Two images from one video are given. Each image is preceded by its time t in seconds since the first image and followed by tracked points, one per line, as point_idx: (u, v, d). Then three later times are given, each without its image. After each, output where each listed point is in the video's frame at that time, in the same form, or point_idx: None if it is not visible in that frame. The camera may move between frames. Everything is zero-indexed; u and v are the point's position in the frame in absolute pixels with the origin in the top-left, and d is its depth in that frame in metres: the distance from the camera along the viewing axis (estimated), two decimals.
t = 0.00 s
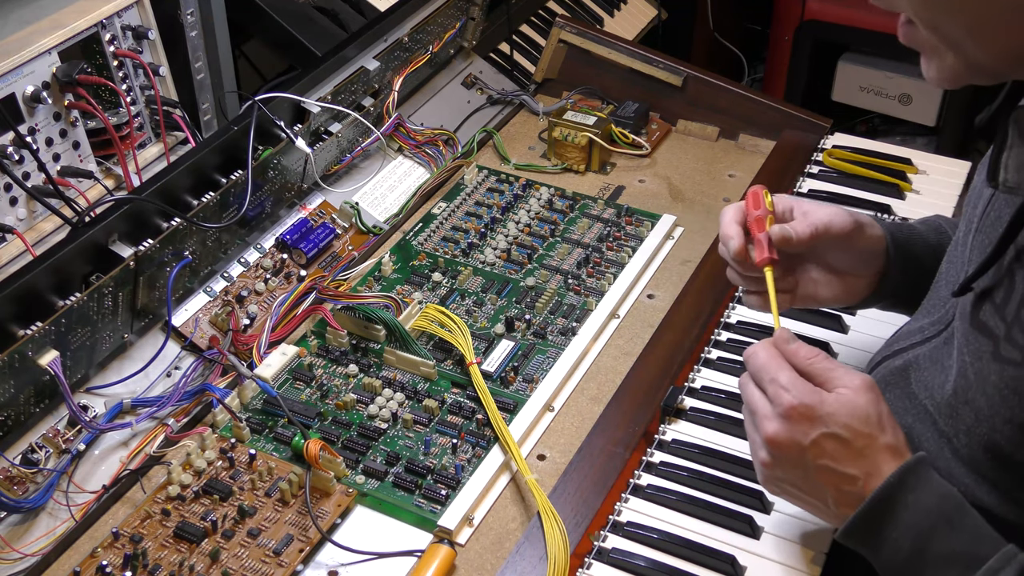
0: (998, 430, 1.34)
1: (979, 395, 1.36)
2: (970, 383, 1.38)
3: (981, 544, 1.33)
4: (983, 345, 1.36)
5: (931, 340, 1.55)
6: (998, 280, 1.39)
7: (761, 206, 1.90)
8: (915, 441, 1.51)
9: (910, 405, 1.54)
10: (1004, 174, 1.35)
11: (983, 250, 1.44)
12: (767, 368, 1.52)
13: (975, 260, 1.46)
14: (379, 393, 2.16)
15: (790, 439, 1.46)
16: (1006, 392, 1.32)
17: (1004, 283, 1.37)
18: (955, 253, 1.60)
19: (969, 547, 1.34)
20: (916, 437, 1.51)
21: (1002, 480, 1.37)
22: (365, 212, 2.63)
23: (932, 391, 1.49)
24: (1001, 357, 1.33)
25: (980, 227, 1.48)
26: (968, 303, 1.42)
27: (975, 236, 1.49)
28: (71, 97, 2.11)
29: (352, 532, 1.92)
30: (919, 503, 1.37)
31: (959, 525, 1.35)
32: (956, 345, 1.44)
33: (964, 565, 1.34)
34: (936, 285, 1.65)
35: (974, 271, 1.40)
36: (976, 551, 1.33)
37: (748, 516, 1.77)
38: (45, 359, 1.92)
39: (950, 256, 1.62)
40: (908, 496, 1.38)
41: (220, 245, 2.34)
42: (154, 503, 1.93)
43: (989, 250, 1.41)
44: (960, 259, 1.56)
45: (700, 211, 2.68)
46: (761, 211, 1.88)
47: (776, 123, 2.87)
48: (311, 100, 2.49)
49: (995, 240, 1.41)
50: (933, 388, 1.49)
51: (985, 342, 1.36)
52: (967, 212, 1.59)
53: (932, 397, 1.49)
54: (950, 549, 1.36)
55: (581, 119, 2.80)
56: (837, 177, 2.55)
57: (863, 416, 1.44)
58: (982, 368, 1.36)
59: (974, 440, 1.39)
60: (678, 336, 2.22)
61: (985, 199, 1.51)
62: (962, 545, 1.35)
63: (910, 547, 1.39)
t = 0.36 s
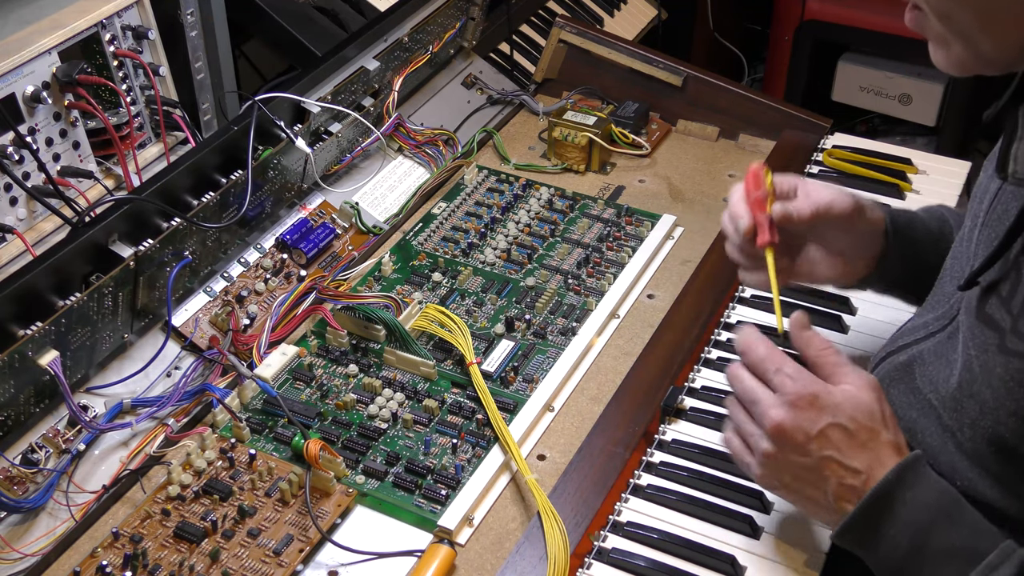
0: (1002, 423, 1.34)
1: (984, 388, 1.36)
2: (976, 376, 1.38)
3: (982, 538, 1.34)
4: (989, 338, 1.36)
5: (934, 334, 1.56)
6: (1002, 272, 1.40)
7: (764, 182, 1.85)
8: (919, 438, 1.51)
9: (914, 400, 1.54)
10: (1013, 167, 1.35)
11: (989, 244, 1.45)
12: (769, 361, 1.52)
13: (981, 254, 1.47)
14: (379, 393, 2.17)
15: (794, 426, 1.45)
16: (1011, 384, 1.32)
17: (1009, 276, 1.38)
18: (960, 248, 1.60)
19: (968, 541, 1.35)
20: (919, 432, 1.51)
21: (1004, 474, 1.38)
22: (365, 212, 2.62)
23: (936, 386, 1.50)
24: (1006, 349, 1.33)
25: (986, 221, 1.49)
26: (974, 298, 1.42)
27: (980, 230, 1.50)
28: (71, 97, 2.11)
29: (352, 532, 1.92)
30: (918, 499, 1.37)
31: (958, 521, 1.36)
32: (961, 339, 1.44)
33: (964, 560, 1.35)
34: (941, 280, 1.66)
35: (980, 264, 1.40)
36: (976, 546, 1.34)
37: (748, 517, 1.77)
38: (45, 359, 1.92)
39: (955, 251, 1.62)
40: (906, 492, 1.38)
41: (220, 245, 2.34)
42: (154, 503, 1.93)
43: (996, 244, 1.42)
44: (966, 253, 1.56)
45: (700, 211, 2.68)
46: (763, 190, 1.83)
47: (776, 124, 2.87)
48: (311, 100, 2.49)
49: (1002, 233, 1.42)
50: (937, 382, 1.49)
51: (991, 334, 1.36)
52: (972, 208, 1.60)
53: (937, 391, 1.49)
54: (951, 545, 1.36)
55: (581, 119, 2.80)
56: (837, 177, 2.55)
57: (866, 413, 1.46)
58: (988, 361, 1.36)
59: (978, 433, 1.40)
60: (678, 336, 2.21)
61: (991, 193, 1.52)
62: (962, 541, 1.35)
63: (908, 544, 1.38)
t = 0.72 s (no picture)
0: (1000, 416, 1.31)
1: (984, 380, 1.34)
2: (976, 369, 1.36)
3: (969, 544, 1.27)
4: (991, 330, 1.35)
5: (936, 327, 1.56)
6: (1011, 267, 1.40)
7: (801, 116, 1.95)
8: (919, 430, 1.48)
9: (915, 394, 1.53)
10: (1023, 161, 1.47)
11: (996, 237, 1.47)
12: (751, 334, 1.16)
13: (986, 246, 1.49)
14: (379, 393, 2.16)
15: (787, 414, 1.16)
16: (1011, 376, 1.30)
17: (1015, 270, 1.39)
18: (966, 243, 1.60)
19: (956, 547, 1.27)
20: (919, 425, 1.49)
21: (1006, 478, 1.32)
22: (365, 212, 2.63)
23: (937, 379, 1.49)
24: (1006, 341, 1.32)
25: (994, 216, 1.51)
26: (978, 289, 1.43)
27: (988, 222, 1.52)
28: (71, 97, 2.11)
29: (352, 532, 1.91)
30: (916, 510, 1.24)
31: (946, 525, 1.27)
32: (962, 332, 1.44)
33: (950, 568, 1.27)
34: (946, 275, 1.66)
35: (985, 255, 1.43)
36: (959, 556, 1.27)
37: (747, 517, 1.79)
38: (45, 359, 1.91)
39: (961, 245, 1.62)
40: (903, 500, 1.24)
41: (220, 245, 2.33)
42: (154, 503, 1.93)
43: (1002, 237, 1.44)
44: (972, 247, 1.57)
45: (700, 211, 2.68)
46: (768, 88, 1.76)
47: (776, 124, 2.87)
48: (311, 100, 2.49)
49: (1009, 226, 1.44)
50: (938, 375, 1.49)
51: (993, 326, 1.36)
52: (979, 203, 1.60)
53: (937, 385, 1.48)
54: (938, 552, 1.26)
55: (581, 119, 2.80)
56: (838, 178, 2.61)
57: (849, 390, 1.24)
58: (988, 353, 1.34)
59: (976, 427, 1.35)
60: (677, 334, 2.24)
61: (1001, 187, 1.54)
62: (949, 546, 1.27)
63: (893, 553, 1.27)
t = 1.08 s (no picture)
0: (1000, 420, 1.29)
1: (986, 385, 1.33)
2: (977, 373, 1.36)
3: (966, 513, 1.27)
4: (992, 335, 1.35)
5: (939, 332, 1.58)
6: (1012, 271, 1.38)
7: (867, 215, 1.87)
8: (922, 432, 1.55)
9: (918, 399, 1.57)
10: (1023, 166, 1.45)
11: (998, 241, 1.45)
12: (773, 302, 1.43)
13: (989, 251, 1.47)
14: (379, 393, 2.16)
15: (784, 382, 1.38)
16: (1011, 381, 1.28)
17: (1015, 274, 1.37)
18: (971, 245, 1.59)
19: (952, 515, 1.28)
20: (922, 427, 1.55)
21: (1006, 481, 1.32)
22: (365, 212, 2.63)
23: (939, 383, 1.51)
24: (1007, 346, 1.30)
25: (997, 220, 1.49)
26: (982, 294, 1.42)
27: (990, 226, 1.51)
28: (71, 97, 2.11)
29: (352, 532, 1.92)
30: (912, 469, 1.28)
31: (943, 493, 1.28)
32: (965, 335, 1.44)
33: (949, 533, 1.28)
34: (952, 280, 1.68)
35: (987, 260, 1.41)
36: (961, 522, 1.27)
37: (747, 517, 1.80)
38: (44, 359, 1.91)
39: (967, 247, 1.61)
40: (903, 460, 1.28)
41: (220, 245, 2.33)
42: (154, 503, 1.93)
43: (1005, 240, 1.42)
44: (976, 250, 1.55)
45: (700, 211, 2.68)
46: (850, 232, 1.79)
47: (776, 124, 2.87)
48: (310, 100, 2.49)
49: (1011, 230, 1.42)
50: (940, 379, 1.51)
51: (993, 331, 1.35)
52: (984, 204, 1.58)
53: (939, 389, 1.50)
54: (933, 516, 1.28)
55: (581, 119, 2.80)
56: (836, 178, 2.63)
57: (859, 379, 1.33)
58: (989, 358, 1.33)
59: (977, 431, 1.34)
60: (678, 335, 2.21)
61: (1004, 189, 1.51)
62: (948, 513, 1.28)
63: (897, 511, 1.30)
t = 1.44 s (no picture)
0: (997, 422, 1.32)
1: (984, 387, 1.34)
2: (980, 375, 1.36)
3: (936, 487, 1.38)
4: (997, 339, 1.34)
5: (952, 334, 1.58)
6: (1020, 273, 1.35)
7: (951, 303, 1.47)
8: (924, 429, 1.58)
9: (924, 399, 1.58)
10: None
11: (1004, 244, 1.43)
12: (818, 262, 1.66)
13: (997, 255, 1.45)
14: (379, 393, 2.16)
15: (800, 332, 1.62)
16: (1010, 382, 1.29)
17: (1020, 277, 1.34)
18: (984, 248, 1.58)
19: (924, 488, 1.38)
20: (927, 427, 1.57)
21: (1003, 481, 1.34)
22: (365, 212, 2.63)
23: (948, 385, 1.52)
24: (1009, 348, 1.30)
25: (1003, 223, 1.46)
26: (995, 298, 1.40)
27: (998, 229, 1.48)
28: (71, 97, 2.11)
29: (352, 532, 1.91)
30: (888, 437, 1.42)
31: (918, 466, 1.39)
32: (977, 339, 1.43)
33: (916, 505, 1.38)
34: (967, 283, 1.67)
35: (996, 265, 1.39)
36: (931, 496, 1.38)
37: (748, 517, 1.80)
38: (44, 359, 1.91)
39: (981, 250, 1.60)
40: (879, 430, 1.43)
41: (220, 245, 2.33)
42: (154, 503, 1.93)
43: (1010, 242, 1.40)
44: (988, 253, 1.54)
45: (700, 211, 2.68)
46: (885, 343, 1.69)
47: (776, 124, 2.86)
48: (311, 100, 2.49)
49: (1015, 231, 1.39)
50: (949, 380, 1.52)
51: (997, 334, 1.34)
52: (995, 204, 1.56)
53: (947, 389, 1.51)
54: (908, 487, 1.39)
55: (581, 119, 2.80)
56: (836, 178, 2.61)
57: (851, 343, 1.49)
58: (991, 359, 1.33)
59: (976, 433, 1.37)
60: (677, 336, 2.21)
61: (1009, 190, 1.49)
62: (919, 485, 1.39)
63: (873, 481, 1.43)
